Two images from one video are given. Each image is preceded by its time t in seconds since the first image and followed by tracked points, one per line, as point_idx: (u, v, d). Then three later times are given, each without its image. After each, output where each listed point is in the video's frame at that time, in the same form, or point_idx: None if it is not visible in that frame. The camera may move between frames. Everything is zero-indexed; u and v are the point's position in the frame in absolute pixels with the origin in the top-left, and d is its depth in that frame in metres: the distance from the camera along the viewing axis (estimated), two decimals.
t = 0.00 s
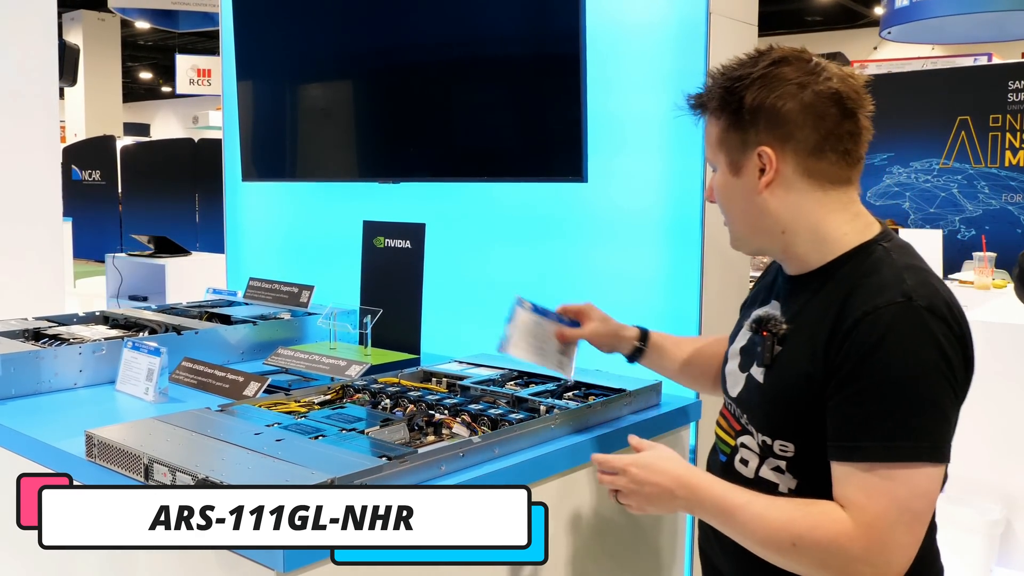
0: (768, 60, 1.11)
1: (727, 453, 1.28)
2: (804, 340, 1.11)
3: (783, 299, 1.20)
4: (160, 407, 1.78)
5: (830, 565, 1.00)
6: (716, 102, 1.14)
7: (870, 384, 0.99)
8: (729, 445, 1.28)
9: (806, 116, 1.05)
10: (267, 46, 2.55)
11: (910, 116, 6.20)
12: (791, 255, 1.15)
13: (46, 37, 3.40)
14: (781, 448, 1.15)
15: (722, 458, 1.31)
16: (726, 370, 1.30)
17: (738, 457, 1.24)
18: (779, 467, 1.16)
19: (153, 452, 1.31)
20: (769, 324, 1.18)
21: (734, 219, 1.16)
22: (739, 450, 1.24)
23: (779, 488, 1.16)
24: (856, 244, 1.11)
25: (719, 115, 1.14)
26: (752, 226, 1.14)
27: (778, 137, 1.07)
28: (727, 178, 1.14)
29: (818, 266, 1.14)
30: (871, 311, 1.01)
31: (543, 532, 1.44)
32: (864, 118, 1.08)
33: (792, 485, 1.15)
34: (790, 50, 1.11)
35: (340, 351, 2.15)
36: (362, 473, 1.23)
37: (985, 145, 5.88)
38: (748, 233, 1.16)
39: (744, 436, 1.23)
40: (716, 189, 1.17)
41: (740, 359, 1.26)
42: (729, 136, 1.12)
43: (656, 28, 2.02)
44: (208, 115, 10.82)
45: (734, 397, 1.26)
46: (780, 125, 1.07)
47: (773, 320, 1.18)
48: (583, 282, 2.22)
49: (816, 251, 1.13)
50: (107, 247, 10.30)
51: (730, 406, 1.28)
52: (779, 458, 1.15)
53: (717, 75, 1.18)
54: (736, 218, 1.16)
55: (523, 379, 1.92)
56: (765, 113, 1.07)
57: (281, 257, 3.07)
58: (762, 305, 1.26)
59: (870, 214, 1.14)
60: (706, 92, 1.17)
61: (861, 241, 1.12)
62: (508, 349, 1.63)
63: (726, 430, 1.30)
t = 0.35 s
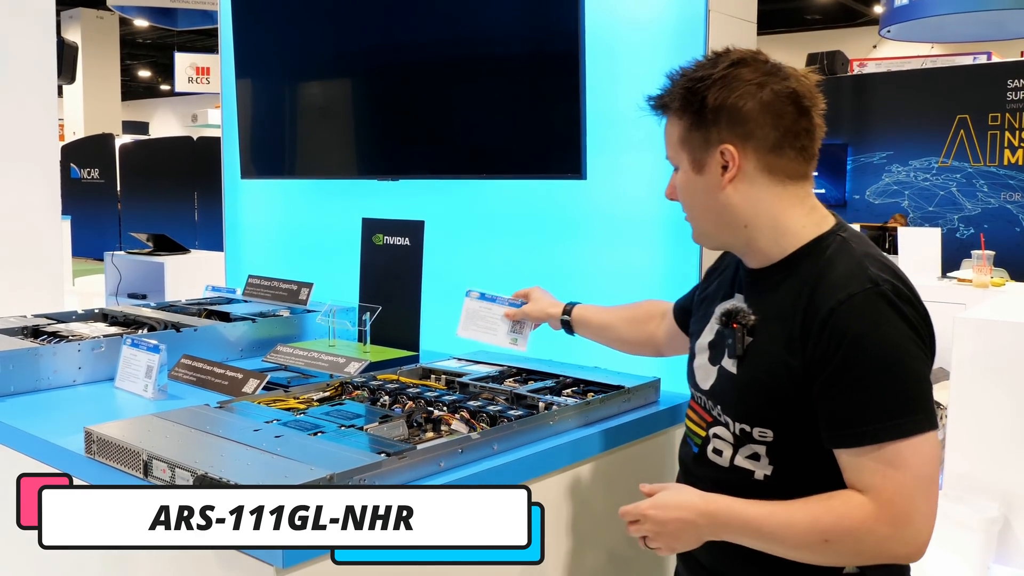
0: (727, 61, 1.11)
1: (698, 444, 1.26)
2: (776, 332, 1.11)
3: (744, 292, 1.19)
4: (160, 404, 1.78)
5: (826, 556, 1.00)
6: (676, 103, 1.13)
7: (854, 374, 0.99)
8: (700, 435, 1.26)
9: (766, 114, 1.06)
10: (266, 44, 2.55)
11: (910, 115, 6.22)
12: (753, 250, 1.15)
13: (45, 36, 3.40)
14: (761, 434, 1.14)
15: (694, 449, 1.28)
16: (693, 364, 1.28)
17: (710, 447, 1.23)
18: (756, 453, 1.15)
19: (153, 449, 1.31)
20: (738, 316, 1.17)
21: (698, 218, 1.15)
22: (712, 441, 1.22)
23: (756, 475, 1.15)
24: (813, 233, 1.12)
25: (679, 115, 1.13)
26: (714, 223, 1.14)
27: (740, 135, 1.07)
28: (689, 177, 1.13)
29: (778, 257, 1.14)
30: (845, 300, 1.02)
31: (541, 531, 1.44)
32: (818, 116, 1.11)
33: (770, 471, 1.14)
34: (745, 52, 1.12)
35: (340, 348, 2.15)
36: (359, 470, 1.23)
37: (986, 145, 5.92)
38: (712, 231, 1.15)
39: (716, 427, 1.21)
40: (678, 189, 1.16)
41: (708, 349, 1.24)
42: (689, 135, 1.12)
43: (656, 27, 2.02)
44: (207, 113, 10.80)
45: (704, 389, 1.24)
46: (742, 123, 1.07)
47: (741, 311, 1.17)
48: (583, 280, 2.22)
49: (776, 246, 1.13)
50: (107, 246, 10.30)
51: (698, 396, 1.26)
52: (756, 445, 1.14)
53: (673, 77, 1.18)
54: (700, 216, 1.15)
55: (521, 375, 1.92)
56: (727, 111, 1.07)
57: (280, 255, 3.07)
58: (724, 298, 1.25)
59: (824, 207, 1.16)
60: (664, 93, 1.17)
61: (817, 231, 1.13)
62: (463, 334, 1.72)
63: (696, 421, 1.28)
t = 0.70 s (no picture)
0: (716, 60, 1.11)
1: (688, 445, 1.27)
2: (765, 327, 1.11)
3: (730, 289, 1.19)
4: (159, 401, 1.78)
5: (826, 550, 1.01)
6: (665, 100, 1.12)
7: (849, 367, 0.99)
8: (689, 435, 1.26)
9: (757, 113, 1.08)
10: (265, 41, 2.55)
11: (909, 113, 6.22)
12: (739, 249, 1.15)
13: (43, 32, 3.40)
14: (754, 430, 1.13)
15: (685, 450, 1.28)
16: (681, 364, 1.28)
17: (701, 447, 1.23)
18: (750, 449, 1.15)
19: (153, 445, 1.31)
20: (725, 314, 1.17)
21: (687, 218, 1.14)
22: (703, 441, 1.22)
23: (749, 472, 1.15)
24: (799, 229, 1.13)
25: (668, 113, 1.12)
26: (703, 222, 1.13)
27: (732, 133, 1.08)
28: (680, 175, 1.12)
29: (763, 254, 1.14)
30: (835, 293, 1.03)
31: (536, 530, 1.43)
32: (800, 117, 1.13)
33: (764, 466, 1.14)
34: (729, 52, 1.13)
35: (339, 345, 2.15)
36: (357, 467, 1.24)
37: (985, 143, 5.93)
38: (702, 232, 1.14)
39: (705, 426, 1.21)
40: (665, 188, 1.15)
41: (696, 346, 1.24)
42: (679, 133, 1.11)
43: (655, 24, 2.02)
44: (206, 110, 10.77)
45: (693, 388, 1.23)
46: (734, 120, 1.08)
47: (729, 309, 1.17)
48: (582, 277, 2.22)
49: (762, 244, 1.13)
50: (105, 243, 10.29)
51: (687, 397, 1.27)
52: (750, 441, 1.14)
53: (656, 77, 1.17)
54: (689, 217, 1.14)
55: (520, 373, 1.93)
56: (720, 108, 1.07)
57: (279, 251, 3.07)
58: (708, 297, 1.26)
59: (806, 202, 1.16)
60: (649, 92, 1.16)
61: (802, 226, 1.13)
62: (467, 349, 1.85)
63: (685, 421, 1.28)
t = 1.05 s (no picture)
0: (762, 56, 1.10)
1: (710, 456, 1.25)
2: (800, 336, 1.10)
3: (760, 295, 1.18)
4: (162, 402, 1.78)
5: (858, 567, 0.99)
6: (709, 94, 1.10)
7: (890, 377, 0.98)
8: (711, 446, 1.25)
9: (805, 115, 1.07)
10: (267, 42, 2.56)
11: (912, 114, 6.21)
12: (770, 251, 1.15)
13: (47, 33, 3.40)
14: (784, 441, 1.12)
15: (705, 461, 1.27)
16: (699, 369, 1.29)
17: (725, 459, 1.21)
18: (778, 462, 1.13)
19: (155, 446, 1.31)
20: (756, 320, 1.16)
21: (720, 218, 1.14)
22: (726, 452, 1.21)
23: (777, 485, 1.14)
24: (833, 236, 1.12)
25: (711, 108, 1.10)
26: (737, 224, 1.13)
27: (777, 135, 1.08)
28: (718, 174, 1.11)
29: (797, 260, 1.14)
30: (876, 302, 1.02)
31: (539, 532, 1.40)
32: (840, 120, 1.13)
33: (792, 479, 1.13)
34: (775, 48, 1.11)
35: (341, 347, 2.16)
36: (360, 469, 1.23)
37: (988, 143, 5.93)
38: (733, 233, 1.14)
39: (729, 437, 1.20)
40: (699, 185, 1.14)
41: (719, 354, 1.23)
42: (721, 130, 1.09)
43: (656, 27, 2.02)
44: (208, 110, 10.79)
45: (716, 395, 1.23)
46: (781, 122, 1.07)
47: (760, 315, 1.16)
48: (586, 279, 2.22)
49: (795, 248, 1.13)
50: (108, 243, 10.31)
51: (709, 405, 1.25)
52: (779, 452, 1.13)
53: (698, 68, 1.14)
54: (723, 217, 1.14)
55: (523, 374, 1.93)
56: (768, 108, 1.07)
57: (282, 252, 3.07)
58: (734, 300, 1.25)
59: (840, 207, 1.16)
60: (691, 83, 1.13)
61: (836, 233, 1.13)
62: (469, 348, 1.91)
63: (705, 432, 1.27)
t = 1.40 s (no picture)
0: (816, 56, 1.09)
1: (755, 480, 1.24)
2: (867, 354, 1.09)
3: (812, 312, 1.17)
4: (160, 404, 1.77)
5: None
6: (760, 95, 1.09)
7: (976, 397, 0.97)
8: (756, 471, 1.23)
9: (859, 121, 1.07)
10: (267, 44, 2.55)
11: (911, 118, 6.22)
12: (818, 263, 1.15)
13: (45, 34, 3.40)
14: (846, 465, 1.10)
15: (750, 486, 1.25)
16: (735, 390, 1.27)
17: (772, 484, 1.20)
18: (836, 486, 1.12)
19: (154, 449, 1.31)
20: (814, 336, 1.15)
21: (761, 224, 1.13)
22: (775, 477, 1.19)
23: (833, 512, 1.13)
24: (888, 248, 1.12)
25: (761, 109, 1.09)
26: (781, 233, 1.13)
27: (828, 141, 1.07)
28: (763, 179, 1.11)
29: (852, 273, 1.13)
30: (954, 318, 1.01)
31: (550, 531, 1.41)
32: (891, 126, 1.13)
33: (849, 504, 1.12)
34: (828, 49, 1.10)
35: (340, 350, 2.15)
36: (362, 471, 1.23)
37: (988, 147, 5.94)
38: (777, 242, 1.14)
39: (778, 461, 1.18)
40: (741, 189, 1.13)
41: (764, 374, 1.22)
42: (771, 133, 1.09)
43: (657, 28, 2.02)
44: (208, 112, 10.79)
45: (764, 417, 1.21)
46: (834, 128, 1.07)
47: (818, 331, 1.15)
48: (586, 282, 2.22)
49: (846, 259, 1.13)
50: (107, 244, 10.31)
51: (753, 427, 1.24)
52: (839, 477, 1.11)
53: (748, 66, 1.13)
54: (766, 224, 1.13)
55: (523, 378, 1.92)
56: (821, 113, 1.06)
57: (281, 254, 3.07)
58: (775, 315, 1.24)
59: (889, 217, 1.16)
60: (740, 82, 1.12)
61: (892, 244, 1.13)
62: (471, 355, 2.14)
63: (748, 455, 1.25)
